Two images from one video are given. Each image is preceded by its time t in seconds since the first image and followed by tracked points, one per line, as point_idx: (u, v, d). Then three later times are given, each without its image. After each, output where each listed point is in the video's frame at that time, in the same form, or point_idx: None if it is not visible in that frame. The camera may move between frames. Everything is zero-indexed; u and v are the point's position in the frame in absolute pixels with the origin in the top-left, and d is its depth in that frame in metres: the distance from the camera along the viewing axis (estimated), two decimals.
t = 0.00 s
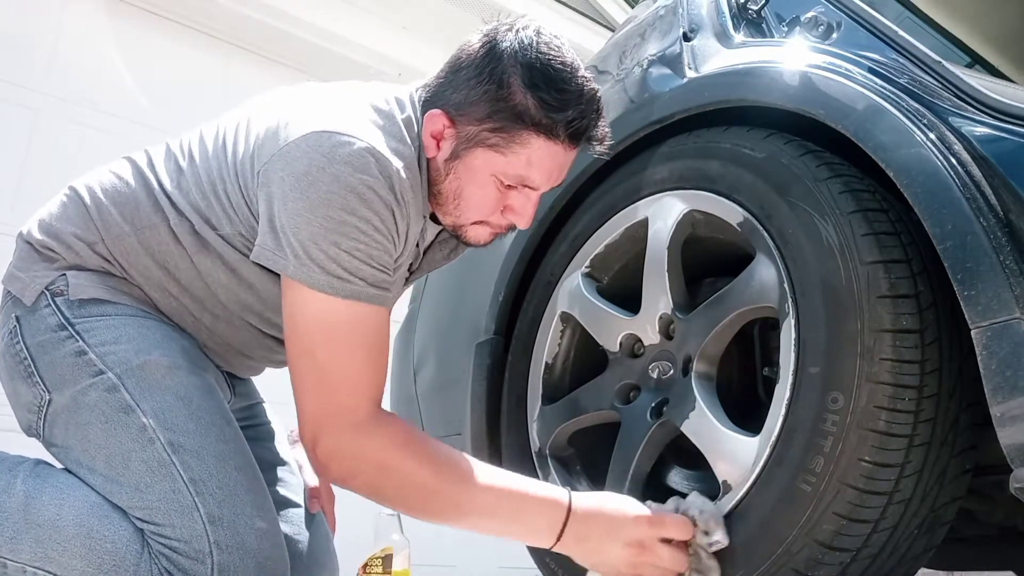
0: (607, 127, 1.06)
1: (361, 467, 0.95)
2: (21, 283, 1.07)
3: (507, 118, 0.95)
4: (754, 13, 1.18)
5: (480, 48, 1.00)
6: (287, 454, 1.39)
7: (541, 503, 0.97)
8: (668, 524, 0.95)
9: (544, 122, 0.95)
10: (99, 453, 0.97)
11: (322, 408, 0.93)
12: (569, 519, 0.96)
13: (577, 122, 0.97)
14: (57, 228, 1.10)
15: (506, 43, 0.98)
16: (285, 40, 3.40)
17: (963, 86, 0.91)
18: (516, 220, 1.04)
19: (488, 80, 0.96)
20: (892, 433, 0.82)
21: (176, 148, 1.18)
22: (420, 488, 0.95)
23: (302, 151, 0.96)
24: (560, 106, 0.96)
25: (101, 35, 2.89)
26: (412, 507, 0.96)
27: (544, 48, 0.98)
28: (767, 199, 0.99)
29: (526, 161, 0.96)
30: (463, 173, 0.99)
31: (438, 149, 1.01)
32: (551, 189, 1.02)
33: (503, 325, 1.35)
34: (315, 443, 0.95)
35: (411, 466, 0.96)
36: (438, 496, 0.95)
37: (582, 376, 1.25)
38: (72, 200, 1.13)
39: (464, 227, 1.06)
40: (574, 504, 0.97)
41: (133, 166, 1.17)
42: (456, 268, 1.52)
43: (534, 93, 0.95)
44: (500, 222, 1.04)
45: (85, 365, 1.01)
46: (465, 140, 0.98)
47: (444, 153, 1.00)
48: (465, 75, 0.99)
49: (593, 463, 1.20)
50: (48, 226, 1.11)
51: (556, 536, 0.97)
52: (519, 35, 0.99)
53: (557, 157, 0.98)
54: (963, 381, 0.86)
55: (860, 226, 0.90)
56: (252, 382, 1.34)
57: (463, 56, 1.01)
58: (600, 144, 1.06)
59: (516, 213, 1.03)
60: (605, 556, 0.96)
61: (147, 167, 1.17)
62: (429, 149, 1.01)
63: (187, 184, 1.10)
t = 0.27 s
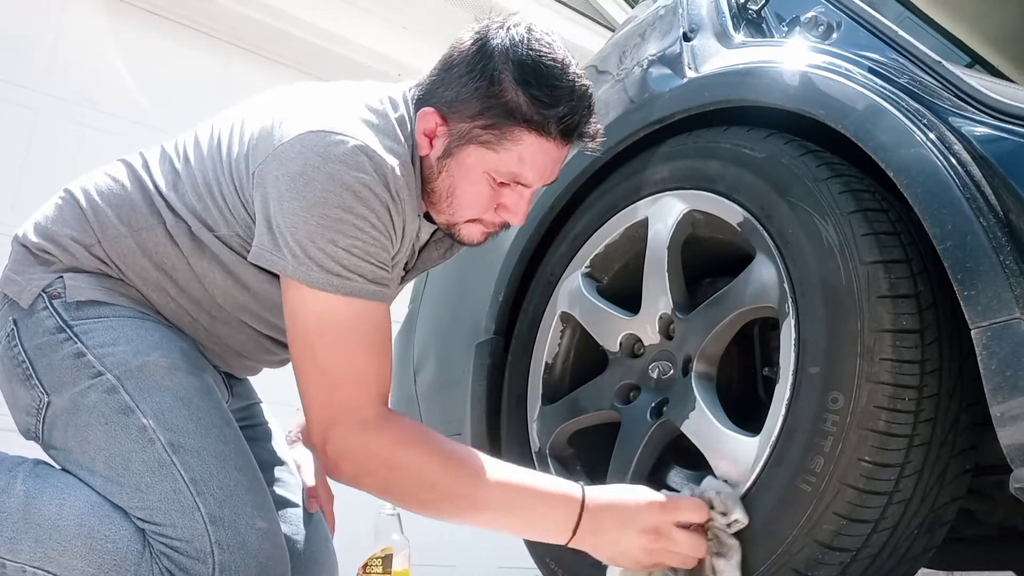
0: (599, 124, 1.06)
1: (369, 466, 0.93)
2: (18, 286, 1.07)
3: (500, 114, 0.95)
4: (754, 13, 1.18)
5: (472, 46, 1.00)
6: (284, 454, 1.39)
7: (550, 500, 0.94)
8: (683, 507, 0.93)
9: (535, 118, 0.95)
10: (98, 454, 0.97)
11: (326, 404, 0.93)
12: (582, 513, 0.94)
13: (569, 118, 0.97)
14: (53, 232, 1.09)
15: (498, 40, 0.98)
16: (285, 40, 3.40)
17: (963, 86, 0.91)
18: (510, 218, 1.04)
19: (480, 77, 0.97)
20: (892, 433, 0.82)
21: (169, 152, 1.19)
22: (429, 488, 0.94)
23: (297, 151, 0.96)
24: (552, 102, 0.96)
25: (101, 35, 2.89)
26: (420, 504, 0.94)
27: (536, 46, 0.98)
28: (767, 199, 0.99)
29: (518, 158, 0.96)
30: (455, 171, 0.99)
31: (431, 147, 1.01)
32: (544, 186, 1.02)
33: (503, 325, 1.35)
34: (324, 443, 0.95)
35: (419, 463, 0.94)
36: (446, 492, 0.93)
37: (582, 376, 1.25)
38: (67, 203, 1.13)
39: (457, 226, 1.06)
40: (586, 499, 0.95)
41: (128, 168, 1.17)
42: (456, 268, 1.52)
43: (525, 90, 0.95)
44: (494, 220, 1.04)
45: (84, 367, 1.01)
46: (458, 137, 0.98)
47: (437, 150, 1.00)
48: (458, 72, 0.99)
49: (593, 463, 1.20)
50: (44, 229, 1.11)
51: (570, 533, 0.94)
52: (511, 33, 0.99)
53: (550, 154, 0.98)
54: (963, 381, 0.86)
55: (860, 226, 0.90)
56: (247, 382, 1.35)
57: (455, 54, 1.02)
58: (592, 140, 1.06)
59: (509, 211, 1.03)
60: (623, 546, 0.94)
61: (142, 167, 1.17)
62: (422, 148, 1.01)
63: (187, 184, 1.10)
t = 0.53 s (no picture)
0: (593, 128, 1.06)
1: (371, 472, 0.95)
2: (10, 288, 1.07)
3: (494, 120, 0.95)
4: (754, 13, 1.18)
5: (466, 49, 1.00)
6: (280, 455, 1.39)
7: (557, 508, 0.96)
8: (677, 515, 0.94)
9: (529, 124, 0.95)
10: (95, 456, 0.97)
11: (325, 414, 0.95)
12: (584, 518, 0.96)
13: (564, 123, 0.98)
14: (44, 233, 1.09)
15: (491, 44, 0.98)
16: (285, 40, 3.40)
17: (964, 86, 0.91)
18: (504, 221, 1.04)
19: (473, 82, 0.96)
20: (892, 433, 0.82)
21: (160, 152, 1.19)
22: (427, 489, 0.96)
23: (289, 159, 0.95)
24: (547, 108, 0.96)
25: (101, 35, 2.89)
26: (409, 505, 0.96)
27: (530, 49, 0.98)
28: (767, 199, 0.99)
29: (513, 163, 0.97)
30: (449, 175, 0.99)
31: (424, 152, 1.01)
32: (538, 190, 1.03)
33: (503, 325, 1.35)
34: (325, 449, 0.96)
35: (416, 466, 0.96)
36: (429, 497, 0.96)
37: (582, 376, 1.25)
38: (59, 204, 1.13)
39: (448, 229, 1.06)
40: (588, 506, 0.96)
41: (118, 168, 1.17)
42: (456, 268, 1.52)
43: (520, 95, 0.95)
44: (487, 224, 1.05)
45: (80, 369, 1.01)
46: (451, 142, 0.98)
47: (431, 154, 1.00)
48: (451, 75, 0.99)
49: (593, 463, 1.20)
50: (35, 230, 1.10)
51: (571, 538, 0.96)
52: (504, 36, 0.99)
53: (545, 158, 0.99)
54: (963, 381, 0.86)
55: (860, 226, 0.90)
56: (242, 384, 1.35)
57: (447, 58, 1.01)
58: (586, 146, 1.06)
59: (503, 215, 1.03)
60: (622, 549, 0.96)
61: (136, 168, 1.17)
62: (415, 152, 1.01)
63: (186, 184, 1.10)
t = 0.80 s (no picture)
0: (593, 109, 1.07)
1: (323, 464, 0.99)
2: (10, 288, 1.06)
3: (497, 107, 0.96)
4: (754, 13, 1.18)
5: (466, 37, 1.00)
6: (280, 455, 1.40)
7: (478, 514, 1.03)
8: (586, 545, 1.01)
9: (531, 109, 0.96)
10: (97, 456, 0.97)
11: (287, 405, 0.98)
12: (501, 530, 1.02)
13: (567, 104, 0.99)
14: (43, 232, 1.09)
15: (491, 31, 0.98)
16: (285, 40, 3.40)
17: (963, 86, 0.91)
18: (507, 205, 1.05)
19: (476, 69, 0.97)
20: (892, 433, 0.82)
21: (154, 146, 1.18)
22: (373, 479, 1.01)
23: (287, 152, 0.96)
24: (549, 92, 0.97)
25: (101, 35, 2.89)
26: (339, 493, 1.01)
27: (530, 35, 0.98)
28: (768, 199, 0.99)
29: (517, 146, 0.97)
30: (453, 162, 1.00)
31: (427, 140, 1.01)
32: (541, 173, 1.04)
33: (503, 325, 1.35)
34: (279, 438, 1.00)
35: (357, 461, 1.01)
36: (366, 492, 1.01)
37: (582, 376, 1.25)
38: (56, 203, 1.12)
39: (454, 215, 1.06)
40: (505, 515, 1.03)
41: (115, 164, 1.17)
42: (456, 267, 1.52)
43: (522, 81, 0.96)
44: (492, 208, 1.05)
45: (81, 370, 1.01)
46: (454, 130, 0.98)
47: (434, 142, 1.01)
48: (451, 64, 0.99)
49: (592, 463, 1.20)
50: (34, 230, 1.10)
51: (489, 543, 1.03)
52: (503, 22, 0.99)
53: (547, 140, 0.99)
54: (963, 381, 0.86)
55: (860, 226, 0.90)
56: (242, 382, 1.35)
57: (447, 46, 1.01)
58: (585, 126, 1.07)
59: (507, 199, 1.04)
60: (536, 555, 1.03)
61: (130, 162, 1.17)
62: (418, 140, 1.01)
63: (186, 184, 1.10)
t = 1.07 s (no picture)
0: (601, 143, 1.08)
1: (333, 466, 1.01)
2: (9, 289, 1.06)
3: (508, 140, 0.96)
4: (754, 13, 1.18)
5: (480, 70, 1.00)
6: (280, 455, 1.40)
7: (489, 485, 1.05)
8: (593, 468, 1.05)
9: (543, 143, 0.96)
10: (95, 455, 0.97)
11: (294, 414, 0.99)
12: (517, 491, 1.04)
13: (577, 142, 0.99)
14: (45, 233, 1.08)
15: (506, 65, 0.99)
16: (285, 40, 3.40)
17: (963, 86, 0.91)
18: (512, 231, 1.06)
19: (488, 103, 0.97)
20: (892, 433, 0.82)
21: (162, 154, 1.18)
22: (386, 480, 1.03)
23: (297, 171, 0.95)
24: (560, 129, 0.97)
25: (101, 35, 2.89)
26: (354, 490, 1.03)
27: (546, 72, 0.99)
28: (768, 199, 0.99)
29: (526, 178, 0.98)
30: (462, 191, 1.00)
31: (437, 167, 1.01)
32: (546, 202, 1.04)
33: (503, 325, 1.35)
34: (288, 445, 1.01)
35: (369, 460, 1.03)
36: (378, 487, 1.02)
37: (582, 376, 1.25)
38: (59, 205, 1.12)
39: (459, 240, 1.07)
40: (517, 479, 1.05)
41: (121, 170, 1.16)
42: (456, 268, 1.52)
43: (534, 116, 0.96)
44: (497, 234, 1.06)
45: (80, 369, 1.00)
46: (465, 160, 0.98)
47: (443, 170, 1.01)
48: (465, 95, 0.99)
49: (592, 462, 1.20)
50: (35, 231, 1.10)
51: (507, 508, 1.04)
52: (518, 57, 0.99)
53: (555, 174, 1.00)
54: (963, 381, 0.86)
55: (860, 226, 0.90)
56: (240, 383, 1.35)
57: (462, 76, 1.01)
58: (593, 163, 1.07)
59: (512, 226, 1.05)
60: (551, 509, 1.05)
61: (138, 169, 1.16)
62: (427, 167, 1.02)
63: (186, 184, 1.10)
